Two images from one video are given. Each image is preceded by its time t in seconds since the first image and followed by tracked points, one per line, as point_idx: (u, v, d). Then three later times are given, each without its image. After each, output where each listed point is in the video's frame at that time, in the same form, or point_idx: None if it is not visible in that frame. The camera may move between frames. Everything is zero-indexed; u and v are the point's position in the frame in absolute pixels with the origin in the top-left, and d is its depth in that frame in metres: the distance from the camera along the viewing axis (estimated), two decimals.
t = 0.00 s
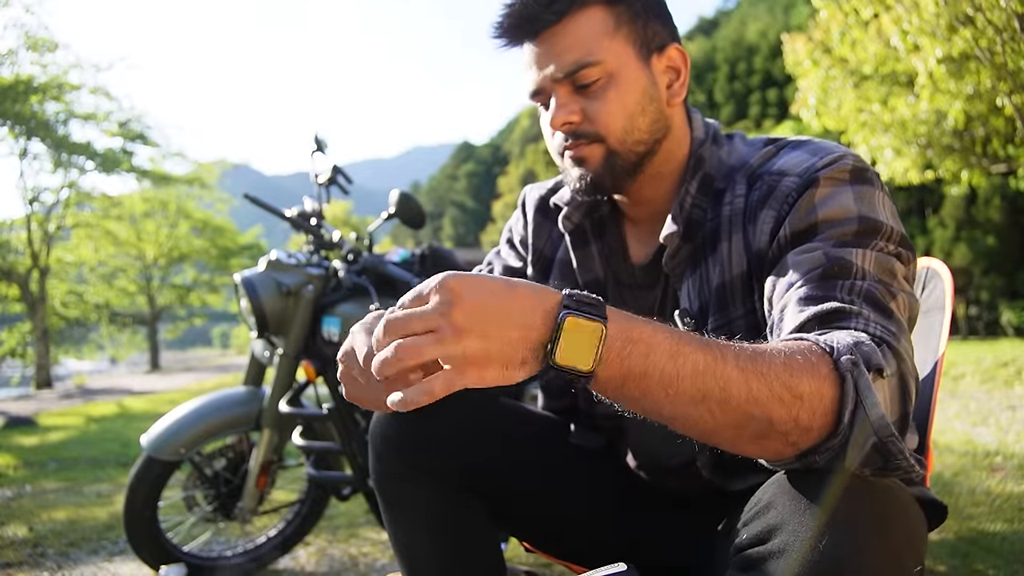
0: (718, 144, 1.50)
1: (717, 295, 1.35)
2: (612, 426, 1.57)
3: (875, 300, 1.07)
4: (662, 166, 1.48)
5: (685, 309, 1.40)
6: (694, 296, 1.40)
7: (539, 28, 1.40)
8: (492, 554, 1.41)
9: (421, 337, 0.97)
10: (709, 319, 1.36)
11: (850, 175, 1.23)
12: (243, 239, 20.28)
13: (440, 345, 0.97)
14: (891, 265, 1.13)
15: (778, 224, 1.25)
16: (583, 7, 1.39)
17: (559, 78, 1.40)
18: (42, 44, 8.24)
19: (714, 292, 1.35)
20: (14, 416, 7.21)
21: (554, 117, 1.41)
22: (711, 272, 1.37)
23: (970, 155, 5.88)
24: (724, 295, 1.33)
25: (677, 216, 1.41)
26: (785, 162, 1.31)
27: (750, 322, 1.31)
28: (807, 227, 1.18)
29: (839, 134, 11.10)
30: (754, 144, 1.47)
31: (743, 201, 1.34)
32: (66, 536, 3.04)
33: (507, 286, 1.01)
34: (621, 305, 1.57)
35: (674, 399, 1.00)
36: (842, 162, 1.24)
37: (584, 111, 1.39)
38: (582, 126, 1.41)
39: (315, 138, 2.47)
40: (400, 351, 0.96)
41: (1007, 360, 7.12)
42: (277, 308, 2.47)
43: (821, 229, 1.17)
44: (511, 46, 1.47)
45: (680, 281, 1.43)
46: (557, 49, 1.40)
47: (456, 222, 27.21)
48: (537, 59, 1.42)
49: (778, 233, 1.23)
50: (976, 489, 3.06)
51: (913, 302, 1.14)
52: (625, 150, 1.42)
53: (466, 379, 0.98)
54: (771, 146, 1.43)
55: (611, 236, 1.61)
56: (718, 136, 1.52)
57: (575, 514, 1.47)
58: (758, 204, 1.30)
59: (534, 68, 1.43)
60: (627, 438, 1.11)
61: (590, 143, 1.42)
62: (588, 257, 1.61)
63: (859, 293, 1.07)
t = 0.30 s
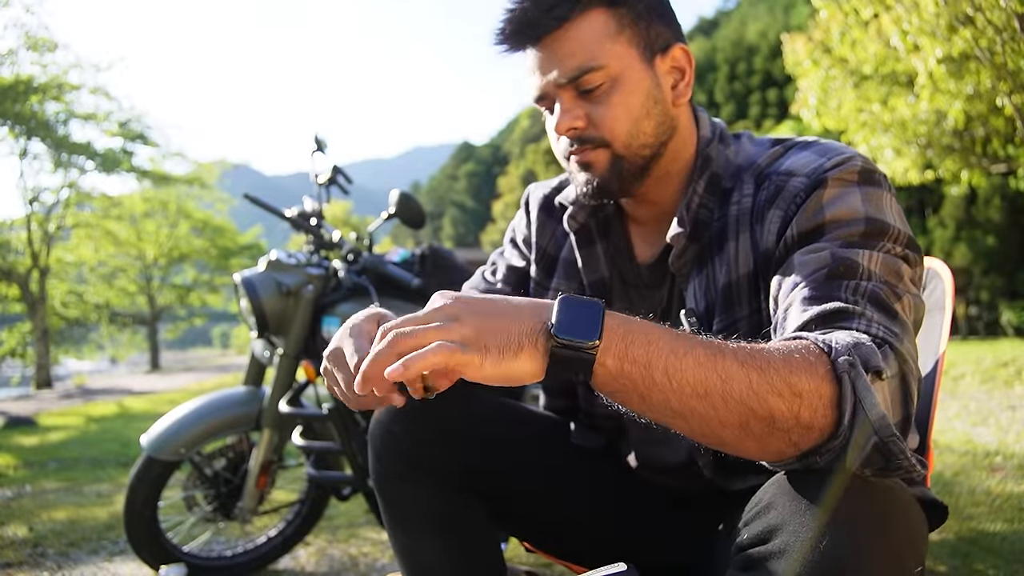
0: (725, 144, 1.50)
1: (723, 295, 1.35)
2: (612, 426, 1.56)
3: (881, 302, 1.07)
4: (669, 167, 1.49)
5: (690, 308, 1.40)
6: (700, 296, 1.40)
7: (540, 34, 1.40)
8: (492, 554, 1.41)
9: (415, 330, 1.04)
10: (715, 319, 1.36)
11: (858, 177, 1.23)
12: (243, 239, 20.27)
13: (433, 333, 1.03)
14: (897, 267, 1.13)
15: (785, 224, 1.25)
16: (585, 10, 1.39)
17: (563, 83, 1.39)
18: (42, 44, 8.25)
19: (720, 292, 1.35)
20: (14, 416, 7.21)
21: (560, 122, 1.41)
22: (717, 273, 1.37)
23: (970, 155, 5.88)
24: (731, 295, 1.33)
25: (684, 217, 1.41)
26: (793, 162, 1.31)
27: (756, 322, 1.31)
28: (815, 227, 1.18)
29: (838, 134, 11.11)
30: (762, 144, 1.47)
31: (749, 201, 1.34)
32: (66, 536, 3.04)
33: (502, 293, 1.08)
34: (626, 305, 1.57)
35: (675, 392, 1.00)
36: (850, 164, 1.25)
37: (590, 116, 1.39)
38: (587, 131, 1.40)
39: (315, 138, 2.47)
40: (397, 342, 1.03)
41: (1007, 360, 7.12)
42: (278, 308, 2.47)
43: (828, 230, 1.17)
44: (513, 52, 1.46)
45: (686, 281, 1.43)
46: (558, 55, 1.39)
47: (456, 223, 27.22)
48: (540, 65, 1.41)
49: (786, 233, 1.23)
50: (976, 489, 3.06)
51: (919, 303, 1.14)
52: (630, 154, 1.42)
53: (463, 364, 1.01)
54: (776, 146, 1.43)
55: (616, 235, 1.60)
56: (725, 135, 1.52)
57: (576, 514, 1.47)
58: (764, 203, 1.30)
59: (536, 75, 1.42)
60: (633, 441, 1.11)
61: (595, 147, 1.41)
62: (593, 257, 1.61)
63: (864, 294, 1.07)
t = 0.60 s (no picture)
0: (725, 144, 1.49)
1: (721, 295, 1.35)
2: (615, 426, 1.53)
3: (874, 298, 1.07)
4: (669, 166, 1.49)
5: (689, 308, 1.40)
6: (699, 295, 1.39)
7: (539, 33, 1.40)
8: (492, 554, 1.41)
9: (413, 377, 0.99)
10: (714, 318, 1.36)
11: (855, 174, 1.23)
12: (242, 239, 20.27)
13: (432, 382, 0.98)
14: (894, 262, 1.13)
15: (782, 222, 1.25)
16: (586, 7, 1.39)
17: (562, 83, 1.39)
18: (42, 44, 8.25)
19: (718, 290, 1.35)
20: (14, 416, 7.21)
21: (558, 121, 1.41)
22: (714, 272, 1.37)
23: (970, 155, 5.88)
24: (729, 293, 1.33)
25: (684, 216, 1.41)
26: (791, 159, 1.31)
27: (755, 323, 1.31)
28: (810, 224, 1.19)
29: (838, 133, 11.13)
30: (761, 144, 1.47)
31: (748, 199, 1.34)
32: (67, 536, 3.04)
33: (485, 326, 1.03)
34: (626, 304, 1.57)
35: (659, 414, 1.00)
36: (847, 161, 1.24)
37: (588, 114, 1.40)
38: (586, 129, 1.41)
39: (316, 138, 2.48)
40: (395, 390, 0.98)
41: (1007, 360, 7.11)
42: (278, 308, 2.47)
43: (823, 227, 1.17)
44: (513, 51, 1.46)
45: (684, 280, 1.42)
46: (558, 53, 1.39)
47: (456, 223, 27.22)
48: (540, 63, 1.41)
49: (783, 230, 1.23)
50: (976, 489, 3.06)
51: (918, 300, 1.14)
52: (629, 152, 1.43)
53: (463, 413, 0.98)
54: (775, 145, 1.43)
55: (618, 235, 1.60)
56: (725, 135, 1.52)
57: (576, 514, 1.47)
58: (762, 202, 1.30)
59: (537, 72, 1.42)
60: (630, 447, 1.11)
61: (594, 144, 1.42)
62: (594, 259, 1.60)
63: (857, 291, 1.07)
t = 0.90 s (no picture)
0: (720, 144, 1.49)
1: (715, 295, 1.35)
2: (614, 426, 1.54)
3: (861, 296, 1.07)
4: (664, 167, 1.48)
5: (684, 308, 1.40)
6: (694, 296, 1.40)
7: (530, 40, 1.40)
8: (491, 554, 1.41)
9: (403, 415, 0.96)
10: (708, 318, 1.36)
11: (846, 173, 1.23)
12: (243, 239, 20.27)
13: (423, 424, 0.96)
14: (883, 259, 1.12)
15: (773, 222, 1.25)
16: (577, 12, 1.38)
17: (554, 89, 1.39)
18: (42, 44, 8.25)
19: (713, 291, 1.35)
20: (14, 416, 7.21)
21: (551, 127, 1.41)
22: (708, 273, 1.37)
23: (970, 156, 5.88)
24: (723, 295, 1.33)
25: (678, 217, 1.41)
26: (783, 159, 1.31)
27: (749, 323, 1.31)
28: (800, 224, 1.19)
29: (839, 133, 11.14)
30: (756, 145, 1.47)
31: (741, 199, 1.34)
32: (67, 536, 3.04)
33: (469, 356, 0.98)
34: (622, 305, 1.57)
35: (639, 440, 1.00)
36: (837, 161, 1.24)
37: (581, 121, 1.39)
38: (579, 135, 1.40)
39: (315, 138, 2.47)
40: (392, 430, 0.95)
41: (1007, 360, 7.11)
42: (277, 308, 2.47)
43: (813, 227, 1.17)
44: (507, 56, 1.45)
45: (680, 281, 1.43)
46: (550, 60, 1.39)
47: (456, 223, 27.23)
48: (533, 69, 1.41)
49: (773, 229, 1.23)
50: (976, 489, 3.06)
51: (910, 297, 1.13)
52: (621, 156, 1.42)
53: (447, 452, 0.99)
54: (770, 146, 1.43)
55: (614, 236, 1.60)
56: (721, 136, 1.52)
57: (576, 514, 1.47)
58: (754, 203, 1.30)
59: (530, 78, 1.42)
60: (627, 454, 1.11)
61: (587, 150, 1.41)
62: (590, 259, 1.60)
63: (844, 289, 1.07)
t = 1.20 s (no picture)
0: (716, 147, 1.49)
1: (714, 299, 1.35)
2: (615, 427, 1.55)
3: (859, 297, 1.06)
4: (657, 180, 1.48)
5: (683, 312, 1.41)
6: (692, 301, 1.40)
7: (508, 78, 1.38)
8: (493, 554, 1.41)
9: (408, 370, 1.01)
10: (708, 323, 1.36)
11: (843, 175, 1.22)
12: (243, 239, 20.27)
13: (426, 378, 1.00)
14: (881, 260, 1.12)
15: (772, 227, 1.25)
16: (554, 45, 1.37)
17: (537, 125, 1.39)
18: (42, 44, 8.25)
19: (712, 295, 1.35)
20: (14, 416, 7.22)
21: (540, 161, 1.42)
22: (707, 278, 1.37)
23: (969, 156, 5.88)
24: (722, 299, 1.34)
25: (676, 222, 1.41)
26: (780, 163, 1.31)
27: (749, 328, 1.31)
28: (799, 228, 1.19)
29: (838, 134, 11.14)
30: (753, 146, 1.46)
31: (739, 204, 1.34)
32: (67, 536, 3.04)
33: (476, 331, 1.03)
34: (621, 309, 1.58)
35: (641, 429, 1.00)
36: (835, 163, 1.23)
37: (569, 153, 1.39)
38: (569, 167, 1.41)
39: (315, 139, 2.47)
40: (401, 388, 1.00)
41: (1007, 360, 7.11)
42: (278, 308, 2.47)
43: (811, 231, 1.17)
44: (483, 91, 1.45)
45: (678, 285, 1.43)
46: (530, 96, 1.38)
47: (456, 223, 27.23)
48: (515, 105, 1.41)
49: (772, 234, 1.23)
50: (976, 489, 3.06)
51: (908, 296, 1.13)
52: (614, 184, 1.43)
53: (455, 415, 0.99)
54: (767, 148, 1.42)
55: (610, 241, 1.60)
56: (717, 138, 1.51)
57: (578, 513, 1.47)
58: (751, 208, 1.31)
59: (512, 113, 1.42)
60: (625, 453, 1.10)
61: (579, 183, 1.42)
62: (587, 263, 1.60)
63: (841, 291, 1.07)
